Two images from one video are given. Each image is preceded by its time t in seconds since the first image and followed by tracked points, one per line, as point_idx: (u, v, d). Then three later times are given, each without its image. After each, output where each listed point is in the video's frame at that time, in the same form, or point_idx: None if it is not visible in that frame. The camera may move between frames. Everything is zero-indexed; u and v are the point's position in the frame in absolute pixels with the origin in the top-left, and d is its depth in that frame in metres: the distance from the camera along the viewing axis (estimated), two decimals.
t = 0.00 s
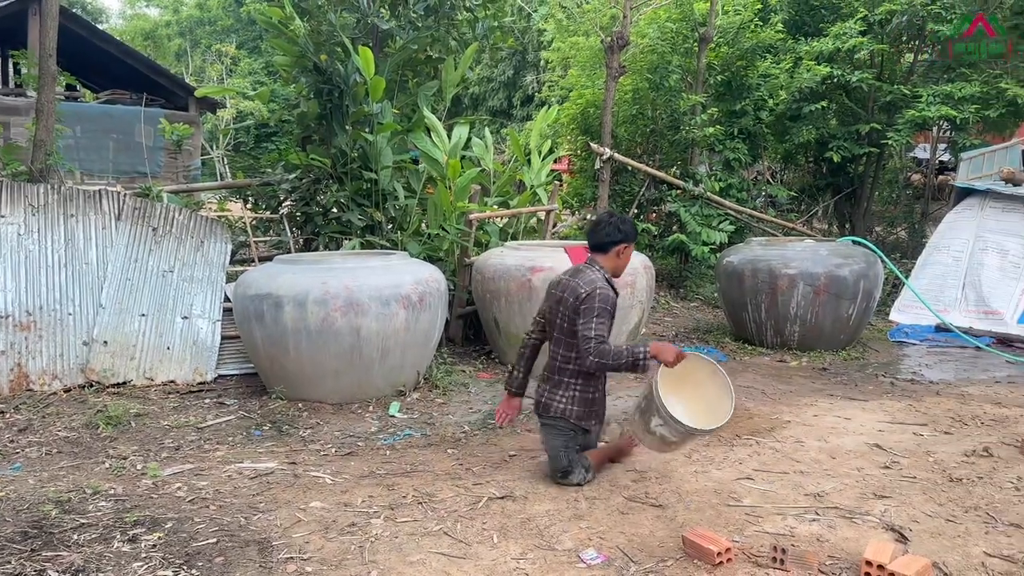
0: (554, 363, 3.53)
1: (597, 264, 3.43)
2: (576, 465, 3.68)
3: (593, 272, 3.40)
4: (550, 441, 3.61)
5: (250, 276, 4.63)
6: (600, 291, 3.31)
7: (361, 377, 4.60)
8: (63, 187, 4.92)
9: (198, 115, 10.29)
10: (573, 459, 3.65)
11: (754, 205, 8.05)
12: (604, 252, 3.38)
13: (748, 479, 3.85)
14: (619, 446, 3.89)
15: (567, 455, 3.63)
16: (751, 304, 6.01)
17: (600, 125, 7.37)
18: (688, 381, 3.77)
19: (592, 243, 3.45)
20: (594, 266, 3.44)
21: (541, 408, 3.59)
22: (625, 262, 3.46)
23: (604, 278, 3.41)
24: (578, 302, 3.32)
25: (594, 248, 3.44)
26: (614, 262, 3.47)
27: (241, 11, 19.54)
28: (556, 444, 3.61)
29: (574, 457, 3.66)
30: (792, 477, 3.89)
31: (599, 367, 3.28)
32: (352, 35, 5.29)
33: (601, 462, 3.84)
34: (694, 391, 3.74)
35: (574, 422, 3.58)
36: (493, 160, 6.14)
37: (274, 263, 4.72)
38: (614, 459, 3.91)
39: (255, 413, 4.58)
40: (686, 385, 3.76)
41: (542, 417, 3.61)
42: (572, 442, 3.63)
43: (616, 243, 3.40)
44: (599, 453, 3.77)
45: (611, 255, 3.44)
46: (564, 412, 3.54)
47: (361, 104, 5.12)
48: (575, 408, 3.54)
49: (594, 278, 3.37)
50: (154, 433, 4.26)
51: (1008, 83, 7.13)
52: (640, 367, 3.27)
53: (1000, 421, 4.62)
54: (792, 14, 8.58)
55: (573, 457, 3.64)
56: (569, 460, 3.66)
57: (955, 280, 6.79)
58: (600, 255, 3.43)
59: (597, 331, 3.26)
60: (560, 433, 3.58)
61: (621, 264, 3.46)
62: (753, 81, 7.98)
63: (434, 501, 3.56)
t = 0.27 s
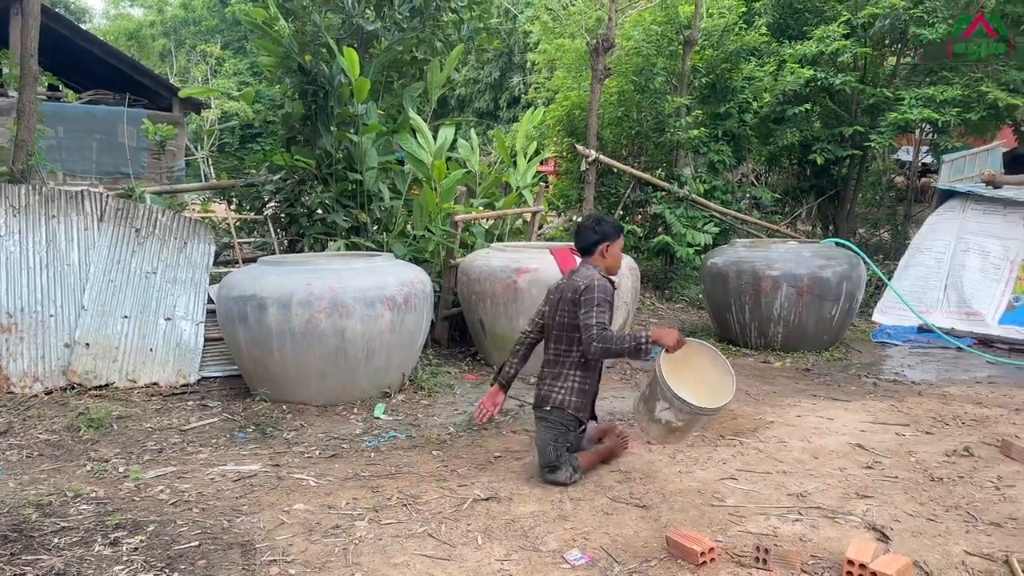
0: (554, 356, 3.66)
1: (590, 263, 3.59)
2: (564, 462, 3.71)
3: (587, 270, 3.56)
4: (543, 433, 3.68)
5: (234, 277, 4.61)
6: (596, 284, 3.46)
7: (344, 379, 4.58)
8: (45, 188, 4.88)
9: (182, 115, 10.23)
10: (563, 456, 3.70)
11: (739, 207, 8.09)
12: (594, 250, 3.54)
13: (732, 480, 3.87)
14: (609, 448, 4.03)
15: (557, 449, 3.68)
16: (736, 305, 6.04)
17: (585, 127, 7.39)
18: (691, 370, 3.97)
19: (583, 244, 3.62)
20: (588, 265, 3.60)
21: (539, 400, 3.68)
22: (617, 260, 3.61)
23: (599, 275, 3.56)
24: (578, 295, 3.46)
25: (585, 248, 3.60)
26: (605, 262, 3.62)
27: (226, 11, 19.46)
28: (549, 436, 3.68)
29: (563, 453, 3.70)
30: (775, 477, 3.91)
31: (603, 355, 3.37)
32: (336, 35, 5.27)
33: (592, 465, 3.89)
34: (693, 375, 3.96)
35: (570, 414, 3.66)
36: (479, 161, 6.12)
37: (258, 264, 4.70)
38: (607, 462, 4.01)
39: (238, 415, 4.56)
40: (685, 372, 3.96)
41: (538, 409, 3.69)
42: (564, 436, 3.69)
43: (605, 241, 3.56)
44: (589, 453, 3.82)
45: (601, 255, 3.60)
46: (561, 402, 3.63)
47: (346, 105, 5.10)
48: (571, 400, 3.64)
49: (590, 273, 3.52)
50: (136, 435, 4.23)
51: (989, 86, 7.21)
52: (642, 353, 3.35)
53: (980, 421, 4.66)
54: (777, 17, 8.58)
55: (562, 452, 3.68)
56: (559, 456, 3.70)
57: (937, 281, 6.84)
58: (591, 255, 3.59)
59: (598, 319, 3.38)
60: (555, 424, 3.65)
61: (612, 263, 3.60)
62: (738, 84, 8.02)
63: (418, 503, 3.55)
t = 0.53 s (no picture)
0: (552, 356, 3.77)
1: (582, 262, 3.68)
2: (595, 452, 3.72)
3: (579, 269, 3.65)
4: (559, 432, 3.76)
5: (217, 279, 4.59)
6: (588, 282, 3.55)
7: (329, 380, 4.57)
8: (25, 189, 4.83)
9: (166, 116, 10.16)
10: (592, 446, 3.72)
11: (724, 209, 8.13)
12: (584, 249, 3.64)
13: (716, 480, 3.88)
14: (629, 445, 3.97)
15: (582, 442, 3.73)
16: (720, 306, 6.06)
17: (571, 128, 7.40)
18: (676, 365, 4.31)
19: (575, 244, 3.71)
20: (580, 265, 3.69)
21: (547, 403, 3.78)
22: (608, 260, 3.68)
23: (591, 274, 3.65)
24: (570, 293, 3.56)
25: (575, 248, 3.69)
26: (596, 262, 3.69)
27: (211, 12, 19.37)
28: (566, 435, 3.76)
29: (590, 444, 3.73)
30: (759, 477, 3.93)
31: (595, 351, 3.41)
32: (321, 36, 5.27)
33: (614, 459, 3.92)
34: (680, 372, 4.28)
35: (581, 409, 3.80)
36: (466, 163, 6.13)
37: (242, 266, 4.67)
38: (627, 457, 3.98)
39: (222, 417, 4.53)
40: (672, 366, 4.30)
41: (549, 412, 3.79)
42: (583, 430, 3.79)
43: (596, 240, 3.65)
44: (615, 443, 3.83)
45: (591, 254, 3.68)
46: (571, 400, 3.76)
47: (331, 105, 5.11)
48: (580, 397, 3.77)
49: (582, 273, 3.61)
50: (119, 438, 4.20)
51: (970, 89, 7.28)
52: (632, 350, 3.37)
53: (962, 421, 4.70)
54: (761, 20, 8.61)
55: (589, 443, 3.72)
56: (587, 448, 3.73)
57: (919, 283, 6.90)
58: (581, 255, 3.67)
59: (590, 316, 3.45)
60: (570, 422, 3.77)
61: (603, 262, 3.68)
62: (722, 86, 8.05)
63: (403, 505, 3.54)
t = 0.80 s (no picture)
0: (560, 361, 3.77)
1: (579, 265, 3.70)
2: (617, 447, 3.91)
3: (577, 271, 3.68)
4: (584, 435, 3.86)
5: (202, 281, 4.57)
6: (587, 287, 3.58)
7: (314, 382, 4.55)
8: (7, 190, 4.78)
9: (151, 117, 10.09)
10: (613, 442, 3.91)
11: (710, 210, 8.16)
12: (582, 252, 3.66)
13: (701, 480, 3.90)
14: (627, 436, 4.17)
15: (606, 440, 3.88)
16: (706, 307, 6.08)
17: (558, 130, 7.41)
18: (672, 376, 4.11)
19: (572, 246, 3.73)
20: (577, 267, 3.72)
21: (567, 408, 3.82)
22: (605, 261, 3.72)
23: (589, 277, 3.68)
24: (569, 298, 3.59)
25: (573, 250, 3.72)
26: (593, 263, 3.72)
27: (197, 12, 19.26)
28: (591, 436, 3.88)
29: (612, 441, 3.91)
30: (744, 477, 3.95)
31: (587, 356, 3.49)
32: (307, 37, 5.24)
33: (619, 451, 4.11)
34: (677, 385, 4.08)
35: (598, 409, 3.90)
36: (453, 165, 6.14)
37: (227, 267, 4.65)
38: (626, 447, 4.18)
39: (207, 420, 4.51)
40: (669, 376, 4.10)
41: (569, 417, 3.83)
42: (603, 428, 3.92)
43: (593, 243, 3.68)
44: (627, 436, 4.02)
45: (588, 256, 3.71)
46: (590, 402, 3.84)
47: (317, 106, 5.10)
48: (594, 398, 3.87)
49: (581, 276, 3.64)
50: (102, 441, 4.17)
51: (954, 91, 7.34)
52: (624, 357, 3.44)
53: (945, 420, 4.74)
54: (746, 22, 8.64)
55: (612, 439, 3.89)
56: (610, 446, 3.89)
57: (904, 284, 6.95)
58: (579, 257, 3.70)
59: (584, 322, 3.50)
60: (592, 422, 3.86)
61: (600, 264, 3.71)
62: (708, 88, 8.07)
63: (389, 508, 3.53)
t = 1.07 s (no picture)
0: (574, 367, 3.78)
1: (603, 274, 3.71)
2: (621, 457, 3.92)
3: (598, 282, 3.69)
4: (593, 439, 3.85)
5: (186, 283, 4.54)
6: (608, 300, 3.58)
7: (300, 385, 4.53)
8: None
9: (135, 118, 10.02)
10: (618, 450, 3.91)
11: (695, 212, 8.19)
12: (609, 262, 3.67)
13: (687, 481, 3.91)
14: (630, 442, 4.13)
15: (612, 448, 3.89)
16: (692, 309, 6.10)
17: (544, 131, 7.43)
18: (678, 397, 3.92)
19: (597, 255, 3.73)
20: (600, 276, 3.73)
21: (579, 411, 3.82)
22: (627, 274, 3.71)
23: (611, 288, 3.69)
24: (587, 310, 3.60)
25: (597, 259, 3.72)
26: (615, 275, 3.73)
27: (181, 13, 19.16)
28: (599, 441, 3.87)
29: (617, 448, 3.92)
30: (729, 478, 3.96)
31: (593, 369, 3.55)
32: (292, 38, 5.22)
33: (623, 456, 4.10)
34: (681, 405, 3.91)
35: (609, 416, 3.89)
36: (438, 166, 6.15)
37: (211, 269, 4.63)
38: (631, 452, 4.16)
39: (191, 423, 4.48)
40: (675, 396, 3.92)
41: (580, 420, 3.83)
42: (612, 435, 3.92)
43: (620, 255, 3.68)
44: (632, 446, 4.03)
45: (612, 268, 3.71)
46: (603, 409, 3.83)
47: (302, 108, 5.06)
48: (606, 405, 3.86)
49: (602, 288, 3.64)
50: (85, 445, 4.13)
51: (936, 94, 7.41)
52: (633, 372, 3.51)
53: (928, 421, 4.78)
54: (731, 25, 8.65)
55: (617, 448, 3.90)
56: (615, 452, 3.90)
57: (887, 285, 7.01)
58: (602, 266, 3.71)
59: (596, 336, 3.54)
60: (601, 428, 3.85)
61: (623, 276, 3.72)
62: (693, 91, 8.14)
63: (375, 511, 3.52)
